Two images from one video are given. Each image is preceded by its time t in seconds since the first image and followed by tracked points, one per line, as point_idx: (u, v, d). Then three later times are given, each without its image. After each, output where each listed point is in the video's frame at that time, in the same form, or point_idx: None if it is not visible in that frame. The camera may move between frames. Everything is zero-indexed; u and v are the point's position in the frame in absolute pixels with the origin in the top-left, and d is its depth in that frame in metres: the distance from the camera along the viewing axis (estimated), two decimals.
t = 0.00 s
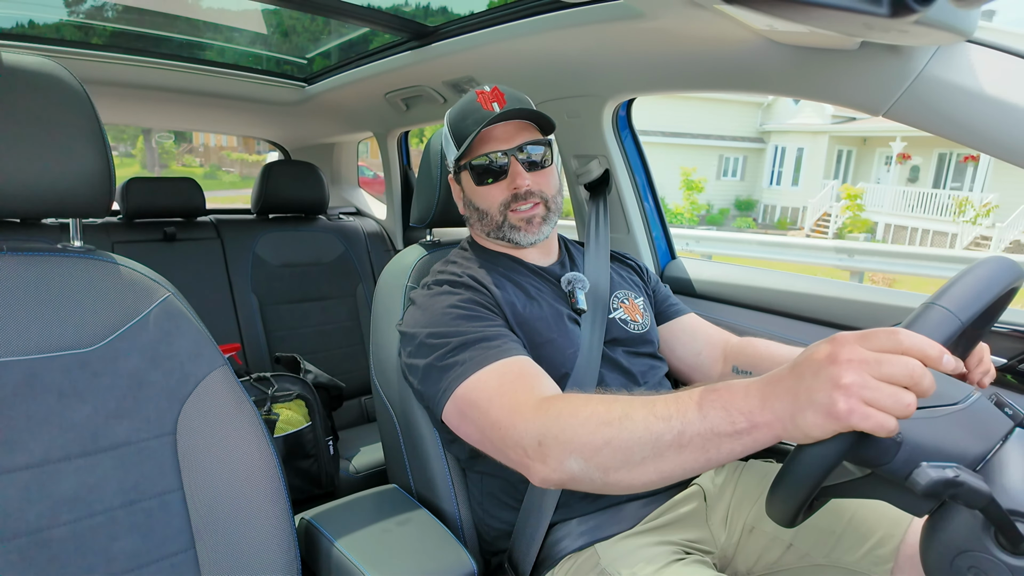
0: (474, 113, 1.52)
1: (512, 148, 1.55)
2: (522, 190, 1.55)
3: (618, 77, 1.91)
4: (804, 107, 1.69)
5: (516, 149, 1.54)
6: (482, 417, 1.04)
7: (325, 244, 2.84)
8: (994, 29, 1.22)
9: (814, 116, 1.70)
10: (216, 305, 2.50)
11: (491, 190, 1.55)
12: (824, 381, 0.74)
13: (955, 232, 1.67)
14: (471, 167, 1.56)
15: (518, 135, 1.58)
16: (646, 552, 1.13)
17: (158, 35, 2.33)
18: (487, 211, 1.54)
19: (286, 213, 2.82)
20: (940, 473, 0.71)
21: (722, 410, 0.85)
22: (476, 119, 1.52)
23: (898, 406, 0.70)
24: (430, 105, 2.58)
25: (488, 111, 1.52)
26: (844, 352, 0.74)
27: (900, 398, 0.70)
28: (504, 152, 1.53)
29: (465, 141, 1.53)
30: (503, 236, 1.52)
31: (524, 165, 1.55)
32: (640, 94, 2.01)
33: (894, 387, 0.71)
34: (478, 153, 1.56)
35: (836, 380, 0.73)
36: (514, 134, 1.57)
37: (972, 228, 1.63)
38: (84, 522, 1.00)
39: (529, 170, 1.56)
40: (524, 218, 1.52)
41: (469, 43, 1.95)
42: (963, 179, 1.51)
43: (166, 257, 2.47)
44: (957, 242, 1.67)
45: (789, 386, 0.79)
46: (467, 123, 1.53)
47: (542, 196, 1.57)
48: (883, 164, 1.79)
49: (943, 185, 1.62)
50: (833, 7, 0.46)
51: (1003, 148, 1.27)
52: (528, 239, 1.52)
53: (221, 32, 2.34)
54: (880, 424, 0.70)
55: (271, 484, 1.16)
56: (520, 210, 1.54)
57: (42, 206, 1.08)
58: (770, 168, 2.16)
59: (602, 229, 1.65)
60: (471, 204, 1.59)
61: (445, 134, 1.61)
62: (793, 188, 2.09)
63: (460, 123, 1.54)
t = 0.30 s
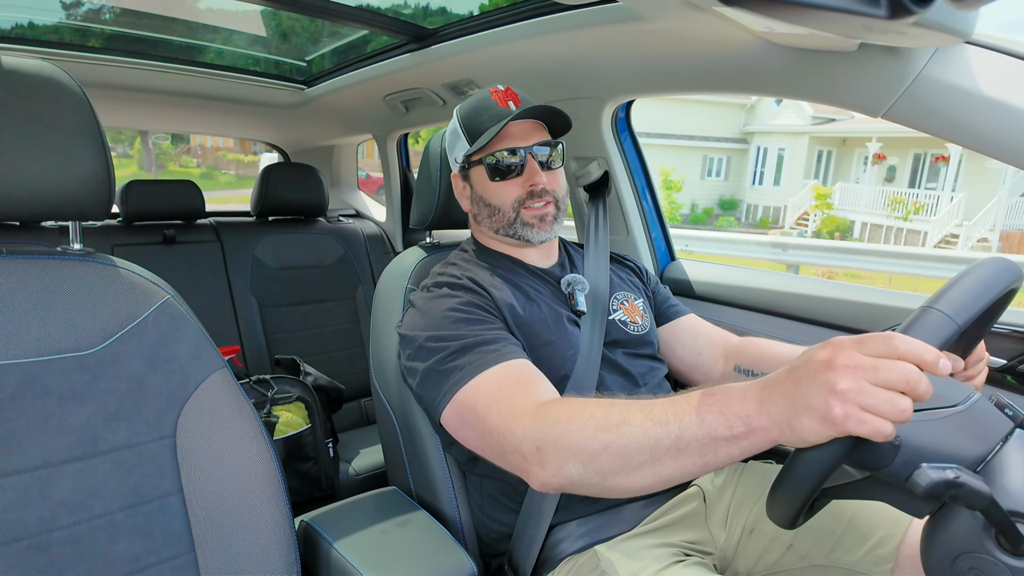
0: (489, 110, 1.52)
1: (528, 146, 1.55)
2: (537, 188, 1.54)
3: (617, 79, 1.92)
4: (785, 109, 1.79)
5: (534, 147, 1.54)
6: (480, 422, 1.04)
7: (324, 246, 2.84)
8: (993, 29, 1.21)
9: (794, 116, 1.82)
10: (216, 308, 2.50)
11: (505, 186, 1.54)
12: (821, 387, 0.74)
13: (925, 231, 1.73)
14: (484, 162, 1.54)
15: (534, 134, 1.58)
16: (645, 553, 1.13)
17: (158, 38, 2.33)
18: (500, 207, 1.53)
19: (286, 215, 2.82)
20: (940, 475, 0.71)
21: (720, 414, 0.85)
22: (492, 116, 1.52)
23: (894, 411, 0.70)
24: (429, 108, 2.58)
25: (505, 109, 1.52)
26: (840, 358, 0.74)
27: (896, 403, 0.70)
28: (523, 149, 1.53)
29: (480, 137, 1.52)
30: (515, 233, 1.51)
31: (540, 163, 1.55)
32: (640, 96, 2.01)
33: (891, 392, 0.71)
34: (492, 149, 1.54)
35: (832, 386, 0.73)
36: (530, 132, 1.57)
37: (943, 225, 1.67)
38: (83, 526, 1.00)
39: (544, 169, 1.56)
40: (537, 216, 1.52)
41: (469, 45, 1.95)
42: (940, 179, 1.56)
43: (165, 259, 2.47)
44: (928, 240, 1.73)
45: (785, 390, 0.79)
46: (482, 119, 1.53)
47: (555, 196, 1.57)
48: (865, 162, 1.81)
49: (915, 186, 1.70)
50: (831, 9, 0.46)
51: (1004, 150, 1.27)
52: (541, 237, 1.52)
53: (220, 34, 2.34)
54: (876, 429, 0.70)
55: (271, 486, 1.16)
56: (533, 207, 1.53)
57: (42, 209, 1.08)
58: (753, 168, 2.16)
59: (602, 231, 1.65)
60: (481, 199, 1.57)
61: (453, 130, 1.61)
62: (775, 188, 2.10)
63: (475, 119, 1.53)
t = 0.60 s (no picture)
0: (500, 108, 1.54)
1: (541, 145, 1.57)
2: (547, 187, 1.56)
3: (616, 80, 1.92)
4: (761, 112, 1.84)
5: (548, 146, 1.57)
6: (480, 417, 1.03)
7: (323, 248, 2.84)
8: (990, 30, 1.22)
9: (771, 118, 1.84)
10: (215, 310, 2.50)
11: (516, 183, 1.54)
12: (821, 387, 0.74)
13: (892, 228, 1.78)
14: (495, 159, 1.55)
15: (545, 134, 1.61)
16: (645, 554, 1.13)
17: (157, 39, 2.33)
18: (510, 204, 1.53)
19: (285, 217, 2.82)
20: (940, 475, 0.71)
21: (720, 415, 0.85)
22: (504, 114, 1.54)
23: (895, 412, 0.70)
24: (428, 109, 2.58)
25: (517, 107, 1.55)
26: (840, 358, 0.74)
27: (896, 404, 0.70)
28: (536, 147, 1.54)
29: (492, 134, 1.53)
30: (525, 230, 1.52)
31: (551, 162, 1.57)
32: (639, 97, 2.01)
33: (891, 393, 0.71)
34: (503, 146, 1.55)
35: (832, 386, 0.73)
36: (542, 131, 1.60)
37: (909, 223, 1.72)
38: (84, 528, 1.00)
39: (554, 169, 1.59)
40: (546, 214, 1.54)
41: (468, 47, 1.95)
42: (899, 179, 1.67)
43: (164, 261, 2.47)
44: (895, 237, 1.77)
45: (786, 391, 0.79)
46: (495, 116, 1.54)
47: (563, 196, 1.59)
48: (840, 161, 1.82)
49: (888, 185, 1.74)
50: (830, 10, 0.47)
51: (1002, 151, 1.27)
52: (548, 235, 1.54)
53: (219, 36, 2.34)
54: (876, 430, 0.70)
55: (270, 487, 1.16)
56: (542, 206, 1.55)
57: (41, 211, 1.08)
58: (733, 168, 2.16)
59: (601, 232, 1.64)
60: (489, 195, 1.57)
61: (460, 126, 1.61)
62: (753, 188, 2.11)
63: (486, 116, 1.55)
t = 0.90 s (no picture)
0: (509, 103, 1.55)
1: (551, 140, 1.58)
2: (557, 183, 1.57)
3: (616, 78, 1.92)
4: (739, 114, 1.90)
5: (558, 141, 1.58)
6: (480, 416, 1.04)
7: (322, 244, 2.84)
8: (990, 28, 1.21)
9: (748, 120, 1.90)
10: (214, 306, 2.49)
11: (526, 178, 1.55)
12: (819, 386, 0.75)
13: (858, 227, 1.81)
14: (505, 154, 1.55)
15: (553, 130, 1.62)
16: (645, 550, 1.14)
17: (156, 35, 2.32)
18: (520, 200, 1.54)
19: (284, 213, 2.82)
20: (937, 473, 0.71)
21: (720, 415, 0.85)
22: (513, 109, 1.55)
23: (893, 411, 0.70)
24: (427, 106, 2.58)
25: (524, 104, 1.57)
26: (838, 357, 0.74)
27: (894, 403, 0.71)
28: (546, 142, 1.55)
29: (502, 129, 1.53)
30: (535, 226, 1.53)
31: (560, 158, 1.59)
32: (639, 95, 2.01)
33: (889, 391, 0.71)
34: (513, 141, 1.56)
35: (830, 385, 0.73)
36: (550, 127, 1.61)
37: (871, 222, 1.78)
38: (82, 523, 1.00)
39: (563, 164, 1.60)
40: (555, 210, 1.55)
41: (468, 43, 1.95)
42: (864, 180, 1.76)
43: (163, 257, 2.47)
44: (859, 236, 1.82)
45: (785, 390, 0.79)
46: (504, 111, 1.55)
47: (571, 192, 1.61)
48: (811, 160, 1.87)
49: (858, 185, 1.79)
50: (830, 8, 0.47)
51: (1001, 150, 1.27)
52: (557, 231, 1.55)
53: (218, 32, 2.33)
54: (874, 428, 0.71)
55: (269, 484, 1.16)
56: (552, 201, 1.56)
57: (42, 206, 1.08)
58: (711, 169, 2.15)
59: (601, 229, 1.65)
60: (499, 191, 1.57)
61: (467, 121, 1.60)
62: (730, 187, 2.09)
63: (495, 111, 1.55)
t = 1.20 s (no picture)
0: (511, 104, 1.55)
1: (554, 141, 1.58)
2: (560, 183, 1.58)
3: (616, 77, 1.92)
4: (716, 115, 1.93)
5: (559, 141, 1.58)
6: (479, 420, 1.04)
7: (322, 244, 2.84)
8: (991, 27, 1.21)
9: (725, 121, 1.94)
10: (213, 306, 2.49)
11: (529, 179, 1.55)
12: (815, 390, 0.74)
13: (825, 224, 1.89)
14: (507, 155, 1.55)
15: (556, 130, 1.62)
16: (646, 550, 1.14)
17: (155, 35, 2.32)
18: (524, 201, 1.54)
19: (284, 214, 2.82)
20: (937, 472, 0.71)
21: (717, 418, 0.85)
22: (515, 110, 1.55)
23: (888, 414, 0.70)
24: (426, 106, 2.58)
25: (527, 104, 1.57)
26: (834, 360, 0.74)
27: (889, 406, 0.71)
28: (549, 142, 1.55)
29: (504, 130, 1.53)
30: (538, 227, 1.53)
31: (563, 158, 1.59)
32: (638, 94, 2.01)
33: (884, 394, 0.71)
34: (516, 142, 1.55)
35: (826, 388, 0.73)
36: (553, 127, 1.61)
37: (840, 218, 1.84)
38: (82, 523, 1.00)
39: (566, 164, 1.60)
40: (559, 211, 1.55)
41: (468, 43, 1.95)
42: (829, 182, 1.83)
43: (163, 258, 2.46)
44: (828, 233, 1.89)
45: (781, 393, 0.79)
46: (506, 112, 1.55)
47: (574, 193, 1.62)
48: (785, 161, 1.91)
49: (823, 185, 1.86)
50: (830, 8, 0.47)
51: (1002, 149, 1.27)
52: (560, 231, 1.55)
53: (217, 32, 2.34)
54: (869, 431, 0.71)
55: (269, 485, 1.16)
56: (555, 202, 1.57)
57: (41, 207, 1.08)
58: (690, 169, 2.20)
59: (602, 227, 1.65)
60: (502, 191, 1.56)
61: (469, 121, 1.60)
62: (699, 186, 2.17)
63: (498, 112, 1.55)
